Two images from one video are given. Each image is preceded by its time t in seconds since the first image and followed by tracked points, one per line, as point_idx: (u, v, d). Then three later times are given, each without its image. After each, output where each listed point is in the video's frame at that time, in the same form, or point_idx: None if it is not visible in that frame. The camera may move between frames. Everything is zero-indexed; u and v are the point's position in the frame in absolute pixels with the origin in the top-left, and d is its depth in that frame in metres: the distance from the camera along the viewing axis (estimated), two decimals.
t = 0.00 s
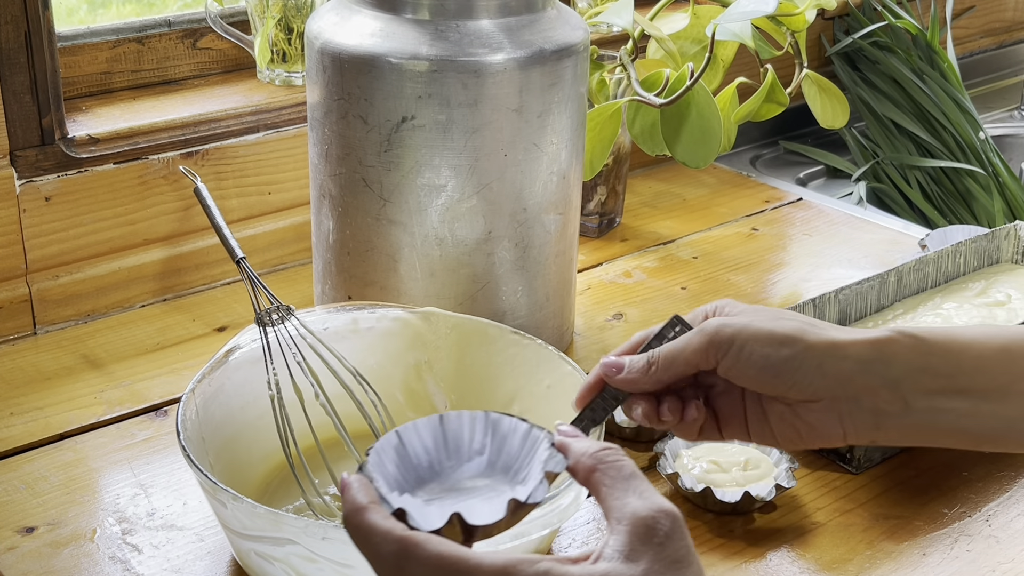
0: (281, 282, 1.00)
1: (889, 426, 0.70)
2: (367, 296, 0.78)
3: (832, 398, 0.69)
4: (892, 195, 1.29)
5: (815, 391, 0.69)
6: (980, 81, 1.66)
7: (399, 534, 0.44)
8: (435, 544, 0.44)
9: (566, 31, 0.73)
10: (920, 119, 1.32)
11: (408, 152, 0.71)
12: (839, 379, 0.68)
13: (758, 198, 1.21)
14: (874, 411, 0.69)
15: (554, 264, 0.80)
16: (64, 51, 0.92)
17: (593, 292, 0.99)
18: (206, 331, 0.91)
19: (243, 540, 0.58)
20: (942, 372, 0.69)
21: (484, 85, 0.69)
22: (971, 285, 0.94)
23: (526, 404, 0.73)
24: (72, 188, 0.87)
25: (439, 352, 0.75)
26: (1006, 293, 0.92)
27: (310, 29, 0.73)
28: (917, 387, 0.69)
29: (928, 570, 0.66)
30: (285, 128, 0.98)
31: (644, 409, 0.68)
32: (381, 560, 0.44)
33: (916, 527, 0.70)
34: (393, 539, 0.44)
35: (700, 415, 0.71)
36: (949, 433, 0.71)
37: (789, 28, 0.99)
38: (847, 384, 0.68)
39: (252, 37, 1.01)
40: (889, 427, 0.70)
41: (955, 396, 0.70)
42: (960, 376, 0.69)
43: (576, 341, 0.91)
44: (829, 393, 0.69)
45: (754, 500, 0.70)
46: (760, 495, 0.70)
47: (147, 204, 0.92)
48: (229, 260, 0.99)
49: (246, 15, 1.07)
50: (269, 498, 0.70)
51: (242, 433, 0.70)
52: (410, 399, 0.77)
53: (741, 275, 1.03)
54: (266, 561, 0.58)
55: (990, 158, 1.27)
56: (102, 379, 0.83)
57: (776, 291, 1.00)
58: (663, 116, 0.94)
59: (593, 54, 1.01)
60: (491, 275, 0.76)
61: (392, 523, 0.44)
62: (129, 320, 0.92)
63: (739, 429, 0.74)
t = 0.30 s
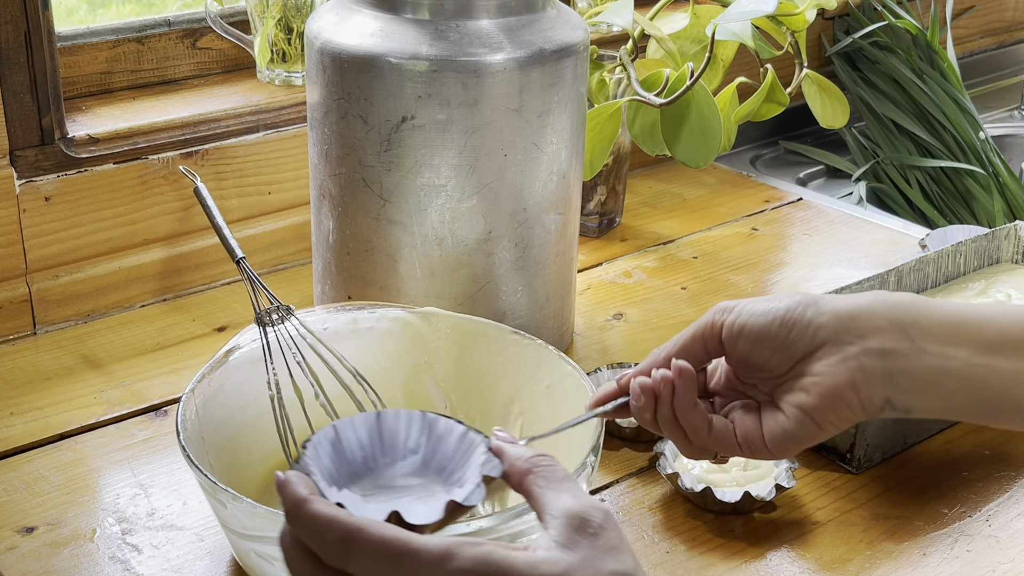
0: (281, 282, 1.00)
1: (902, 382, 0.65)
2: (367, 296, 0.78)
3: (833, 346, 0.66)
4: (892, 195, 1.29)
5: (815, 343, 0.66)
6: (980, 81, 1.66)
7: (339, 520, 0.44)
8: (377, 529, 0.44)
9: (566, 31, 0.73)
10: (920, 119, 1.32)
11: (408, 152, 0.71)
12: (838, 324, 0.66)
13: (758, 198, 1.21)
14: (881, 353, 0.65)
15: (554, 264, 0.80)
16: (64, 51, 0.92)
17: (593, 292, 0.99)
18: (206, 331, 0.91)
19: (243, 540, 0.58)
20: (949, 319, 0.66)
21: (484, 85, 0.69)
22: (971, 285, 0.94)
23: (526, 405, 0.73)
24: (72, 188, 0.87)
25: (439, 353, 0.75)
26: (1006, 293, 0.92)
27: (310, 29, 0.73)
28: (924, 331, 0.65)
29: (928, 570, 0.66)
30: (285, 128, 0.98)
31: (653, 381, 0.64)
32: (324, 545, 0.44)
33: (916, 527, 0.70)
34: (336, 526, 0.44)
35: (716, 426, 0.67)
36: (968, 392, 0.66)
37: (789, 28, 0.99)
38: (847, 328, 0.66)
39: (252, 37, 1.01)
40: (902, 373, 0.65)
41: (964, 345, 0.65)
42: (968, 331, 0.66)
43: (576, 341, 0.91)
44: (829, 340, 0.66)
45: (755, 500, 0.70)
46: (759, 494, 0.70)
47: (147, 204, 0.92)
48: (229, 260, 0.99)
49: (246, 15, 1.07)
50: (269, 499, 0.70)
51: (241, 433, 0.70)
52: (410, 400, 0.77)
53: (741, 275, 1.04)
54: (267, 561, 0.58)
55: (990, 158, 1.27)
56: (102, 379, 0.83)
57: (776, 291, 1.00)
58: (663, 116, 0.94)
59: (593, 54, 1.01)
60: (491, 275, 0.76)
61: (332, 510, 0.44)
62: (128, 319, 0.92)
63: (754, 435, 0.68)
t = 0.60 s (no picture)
0: (281, 282, 1.00)
1: (875, 280, 0.69)
2: (367, 297, 0.78)
3: (820, 236, 0.69)
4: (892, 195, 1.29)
5: (804, 228, 0.70)
6: (980, 82, 1.66)
7: (295, 398, 0.41)
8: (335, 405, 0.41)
9: (566, 31, 0.73)
10: (920, 119, 1.32)
11: (408, 151, 0.71)
12: (828, 215, 0.69)
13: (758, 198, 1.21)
14: (862, 251, 0.68)
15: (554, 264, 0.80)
16: (63, 51, 0.92)
17: (593, 292, 0.99)
18: (206, 331, 0.91)
19: (244, 540, 0.58)
20: (936, 226, 0.68)
21: (484, 85, 0.69)
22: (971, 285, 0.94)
23: (527, 404, 0.73)
24: (73, 188, 0.87)
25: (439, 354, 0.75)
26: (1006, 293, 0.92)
27: (310, 29, 0.73)
28: (908, 235, 0.68)
29: (928, 570, 0.66)
30: (285, 128, 0.98)
31: (649, 236, 0.72)
32: (280, 418, 0.41)
33: (916, 527, 0.70)
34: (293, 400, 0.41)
35: (700, 290, 0.73)
36: (928, 303, 0.68)
37: (789, 28, 0.99)
38: (836, 219, 0.69)
39: (252, 37, 1.01)
40: (876, 276, 0.68)
41: (943, 254, 0.68)
42: (946, 242, 0.68)
43: (576, 341, 0.91)
44: (818, 229, 0.69)
45: (754, 500, 0.70)
46: (759, 494, 0.70)
47: (147, 204, 0.92)
48: (229, 260, 0.99)
49: (245, 14, 1.07)
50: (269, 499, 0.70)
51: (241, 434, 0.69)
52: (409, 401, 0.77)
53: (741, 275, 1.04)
54: (267, 561, 0.58)
55: (991, 158, 1.25)
56: (102, 379, 0.83)
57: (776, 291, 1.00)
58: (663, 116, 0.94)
59: (593, 54, 1.01)
60: (492, 275, 0.76)
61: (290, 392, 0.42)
62: (128, 320, 0.92)
63: (733, 305, 0.73)
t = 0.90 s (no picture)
0: (281, 282, 1.00)
1: (855, 75, 0.75)
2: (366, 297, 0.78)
3: (812, 22, 0.75)
4: (892, 195, 1.29)
5: (799, 12, 0.75)
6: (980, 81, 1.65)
7: (334, 286, 0.44)
8: (363, 291, 0.44)
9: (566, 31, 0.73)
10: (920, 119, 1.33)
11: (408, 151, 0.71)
12: (822, 5, 0.75)
13: (758, 198, 1.21)
14: (848, 47, 0.75)
15: (554, 264, 0.80)
16: (63, 51, 0.92)
17: (593, 292, 0.99)
18: (206, 331, 0.91)
19: (243, 540, 0.58)
20: (924, 31, 0.73)
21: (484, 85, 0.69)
22: (971, 285, 0.93)
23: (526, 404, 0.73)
24: (73, 188, 0.87)
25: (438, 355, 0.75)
26: (1006, 293, 0.92)
27: (310, 29, 0.73)
28: (897, 37, 0.73)
29: (928, 570, 0.66)
30: (285, 128, 0.98)
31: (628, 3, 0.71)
32: (315, 304, 0.44)
33: (916, 527, 0.70)
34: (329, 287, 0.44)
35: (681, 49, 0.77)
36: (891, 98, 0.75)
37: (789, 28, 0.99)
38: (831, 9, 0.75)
39: (252, 37, 1.00)
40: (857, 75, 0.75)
41: (922, 59, 0.73)
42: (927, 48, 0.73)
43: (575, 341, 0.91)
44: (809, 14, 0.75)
45: (754, 500, 0.70)
46: (759, 494, 0.70)
47: (146, 204, 0.92)
48: (229, 260, 0.99)
49: (245, 14, 1.07)
50: (269, 498, 0.70)
51: (241, 433, 0.70)
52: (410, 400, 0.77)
53: (741, 275, 1.04)
54: (267, 561, 0.58)
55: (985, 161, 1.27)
56: (102, 379, 0.83)
57: (776, 291, 1.01)
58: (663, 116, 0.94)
59: (593, 54, 1.01)
60: (491, 274, 0.76)
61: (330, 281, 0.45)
62: (128, 319, 0.92)
63: (711, 66, 0.78)
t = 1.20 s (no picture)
0: (280, 282, 1.00)
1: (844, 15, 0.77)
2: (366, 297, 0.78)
3: None
4: (892, 195, 1.29)
5: None
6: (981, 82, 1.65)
7: (372, 238, 0.50)
8: (398, 242, 0.49)
9: (566, 31, 0.73)
10: (919, 119, 1.32)
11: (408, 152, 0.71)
12: None
13: (758, 198, 1.21)
14: None
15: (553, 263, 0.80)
16: (63, 51, 0.92)
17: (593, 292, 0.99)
18: (206, 331, 0.91)
19: (243, 540, 0.58)
20: None
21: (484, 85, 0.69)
22: (971, 285, 0.93)
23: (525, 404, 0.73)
24: (73, 187, 0.87)
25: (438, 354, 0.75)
26: (1006, 293, 0.92)
27: (310, 29, 0.73)
28: None
29: (927, 570, 0.66)
30: (284, 128, 0.98)
31: None
32: (357, 256, 0.50)
33: (916, 527, 0.70)
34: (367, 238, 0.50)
35: None
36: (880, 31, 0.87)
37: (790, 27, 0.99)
38: None
39: (252, 37, 1.00)
40: None
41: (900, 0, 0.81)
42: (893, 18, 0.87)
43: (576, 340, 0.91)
44: None
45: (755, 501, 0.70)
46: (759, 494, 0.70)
47: (147, 204, 0.92)
48: (229, 260, 0.99)
49: (245, 14, 1.07)
50: (269, 498, 0.70)
51: (241, 432, 0.70)
52: (410, 399, 0.77)
53: (740, 275, 1.04)
54: (266, 561, 0.58)
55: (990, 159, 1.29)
56: (102, 379, 0.83)
57: (776, 291, 1.01)
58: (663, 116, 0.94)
59: (592, 54, 1.01)
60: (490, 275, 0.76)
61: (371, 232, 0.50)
62: (128, 320, 0.92)
63: None
